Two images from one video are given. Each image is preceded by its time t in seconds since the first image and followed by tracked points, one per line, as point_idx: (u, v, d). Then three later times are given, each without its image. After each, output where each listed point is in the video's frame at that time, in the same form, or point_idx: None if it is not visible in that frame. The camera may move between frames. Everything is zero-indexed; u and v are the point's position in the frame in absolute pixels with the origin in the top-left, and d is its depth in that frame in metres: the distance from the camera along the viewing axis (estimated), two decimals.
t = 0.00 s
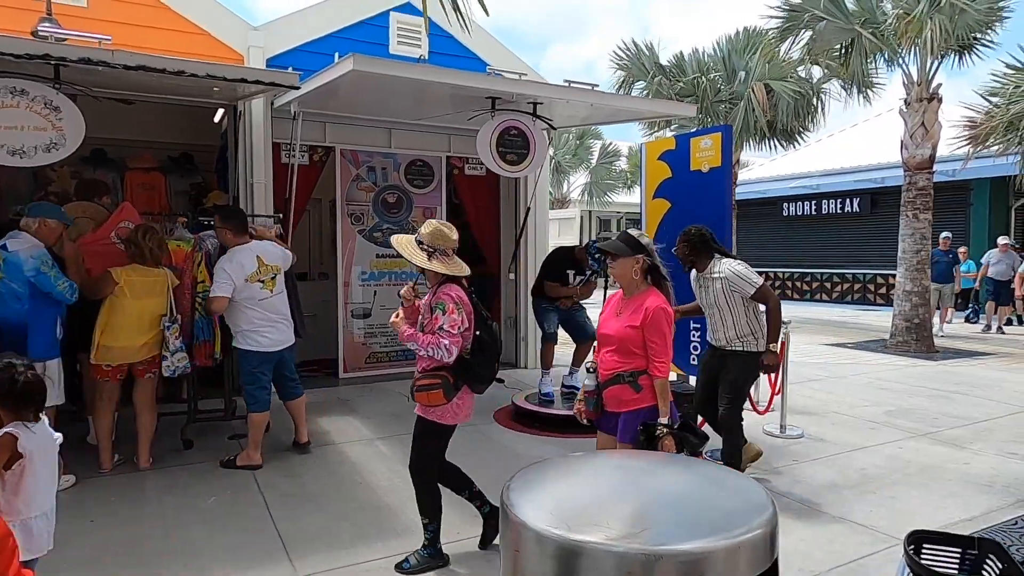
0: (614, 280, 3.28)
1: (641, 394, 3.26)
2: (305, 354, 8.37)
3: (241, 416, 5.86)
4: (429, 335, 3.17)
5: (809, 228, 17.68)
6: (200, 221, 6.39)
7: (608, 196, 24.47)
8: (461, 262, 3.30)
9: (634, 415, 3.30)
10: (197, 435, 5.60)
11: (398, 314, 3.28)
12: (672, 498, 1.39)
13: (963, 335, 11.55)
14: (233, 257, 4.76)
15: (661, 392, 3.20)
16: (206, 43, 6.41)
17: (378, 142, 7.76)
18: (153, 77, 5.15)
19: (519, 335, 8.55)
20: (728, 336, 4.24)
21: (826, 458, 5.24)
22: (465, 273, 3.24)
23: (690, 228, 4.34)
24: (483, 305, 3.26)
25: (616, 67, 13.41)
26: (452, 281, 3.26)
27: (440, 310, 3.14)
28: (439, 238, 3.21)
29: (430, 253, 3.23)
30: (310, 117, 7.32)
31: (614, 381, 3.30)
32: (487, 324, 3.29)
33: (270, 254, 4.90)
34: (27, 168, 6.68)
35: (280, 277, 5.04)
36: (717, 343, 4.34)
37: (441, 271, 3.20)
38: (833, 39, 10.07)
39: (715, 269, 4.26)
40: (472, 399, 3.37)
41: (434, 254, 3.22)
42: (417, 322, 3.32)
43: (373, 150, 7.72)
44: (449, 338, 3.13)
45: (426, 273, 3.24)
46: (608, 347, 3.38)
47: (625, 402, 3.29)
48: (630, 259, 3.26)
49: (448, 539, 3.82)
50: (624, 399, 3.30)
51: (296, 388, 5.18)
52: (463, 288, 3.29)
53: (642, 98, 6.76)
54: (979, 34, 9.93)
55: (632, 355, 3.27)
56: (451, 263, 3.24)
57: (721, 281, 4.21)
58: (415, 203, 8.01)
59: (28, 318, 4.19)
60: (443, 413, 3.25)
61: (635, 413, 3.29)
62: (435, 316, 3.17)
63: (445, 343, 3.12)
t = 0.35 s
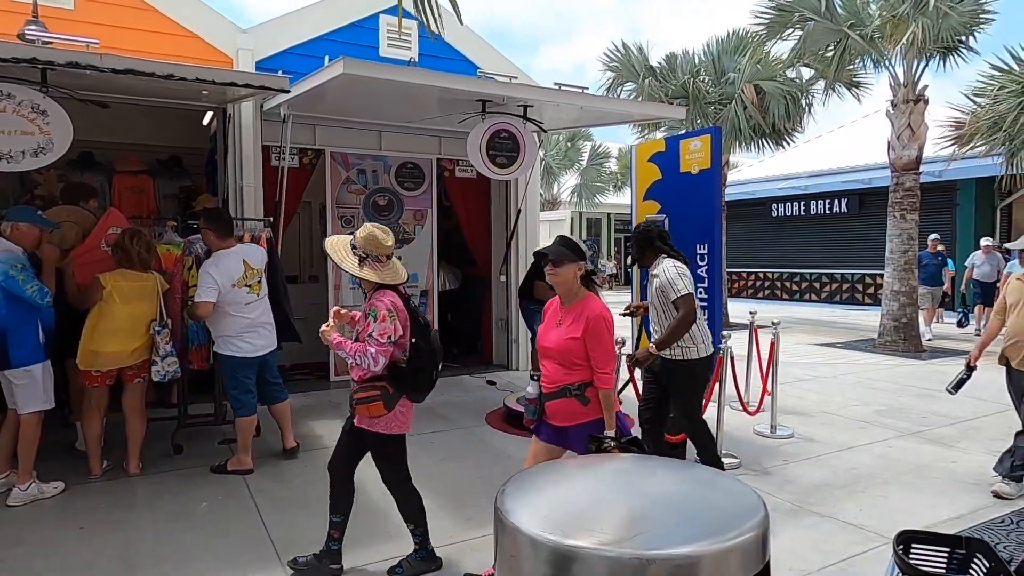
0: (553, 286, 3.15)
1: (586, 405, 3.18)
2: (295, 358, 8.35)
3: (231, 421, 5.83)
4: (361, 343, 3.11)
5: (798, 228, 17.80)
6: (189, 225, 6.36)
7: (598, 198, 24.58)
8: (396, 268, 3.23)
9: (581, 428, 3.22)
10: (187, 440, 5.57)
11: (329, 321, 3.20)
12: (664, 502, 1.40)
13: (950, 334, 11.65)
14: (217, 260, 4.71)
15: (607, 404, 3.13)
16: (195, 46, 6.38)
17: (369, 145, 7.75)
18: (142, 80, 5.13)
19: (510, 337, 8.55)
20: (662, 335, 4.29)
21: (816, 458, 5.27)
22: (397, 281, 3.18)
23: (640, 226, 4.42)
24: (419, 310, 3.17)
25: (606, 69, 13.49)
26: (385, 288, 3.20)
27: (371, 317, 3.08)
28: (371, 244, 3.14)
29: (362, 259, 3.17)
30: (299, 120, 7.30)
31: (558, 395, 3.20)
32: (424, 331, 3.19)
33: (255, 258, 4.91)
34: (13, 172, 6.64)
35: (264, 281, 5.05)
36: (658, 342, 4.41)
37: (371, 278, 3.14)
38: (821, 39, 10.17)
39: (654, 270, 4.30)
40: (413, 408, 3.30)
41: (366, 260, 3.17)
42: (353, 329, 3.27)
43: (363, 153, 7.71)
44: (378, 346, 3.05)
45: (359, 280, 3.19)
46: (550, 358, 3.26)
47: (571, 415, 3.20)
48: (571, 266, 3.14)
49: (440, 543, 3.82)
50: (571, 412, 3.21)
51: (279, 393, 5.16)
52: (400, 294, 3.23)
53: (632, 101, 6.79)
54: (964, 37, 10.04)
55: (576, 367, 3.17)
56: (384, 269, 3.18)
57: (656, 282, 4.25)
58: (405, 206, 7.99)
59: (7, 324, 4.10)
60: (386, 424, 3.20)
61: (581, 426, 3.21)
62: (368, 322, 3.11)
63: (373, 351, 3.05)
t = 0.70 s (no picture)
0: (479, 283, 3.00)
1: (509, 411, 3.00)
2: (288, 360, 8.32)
3: (223, 424, 5.80)
4: (296, 346, 3.02)
5: (789, 228, 17.89)
6: (179, 227, 6.34)
7: (589, 198, 24.65)
8: (324, 265, 3.21)
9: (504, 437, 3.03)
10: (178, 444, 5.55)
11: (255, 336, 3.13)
12: (657, 504, 1.41)
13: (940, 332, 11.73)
14: (210, 263, 4.69)
15: (529, 407, 2.95)
16: (185, 48, 6.36)
17: (361, 146, 7.74)
18: (131, 83, 5.10)
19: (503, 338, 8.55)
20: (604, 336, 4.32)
21: (808, 457, 5.30)
22: (325, 276, 3.15)
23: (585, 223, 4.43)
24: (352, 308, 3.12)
25: (598, 70, 13.54)
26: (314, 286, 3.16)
27: (308, 318, 3.00)
28: (295, 240, 3.12)
29: (287, 256, 3.15)
30: (291, 121, 7.28)
31: (481, 402, 3.03)
32: (358, 331, 3.17)
33: (249, 262, 4.88)
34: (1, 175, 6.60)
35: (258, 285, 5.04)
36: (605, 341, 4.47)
37: (295, 275, 3.10)
38: (809, 41, 10.24)
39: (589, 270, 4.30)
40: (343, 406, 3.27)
41: (291, 257, 3.14)
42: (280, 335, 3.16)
43: (355, 155, 7.69)
44: (317, 348, 2.98)
45: (288, 279, 3.15)
46: (474, 363, 3.09)
47: (494, 422, 3.02)
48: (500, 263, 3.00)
49: (435, 545, 3.82)
50: (493, 418, 3.03)
51: (270, 397, 5.13)
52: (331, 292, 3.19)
53: (623, 102, 6.81)
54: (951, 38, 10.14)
55: (499, 369, 3.01)
56: (310, 266, 3.16)
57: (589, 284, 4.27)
58: (397, 207, 7.98)
59: None
60: (315, 428, 3.14)
61: (505, 434, 3.02)
62: (304, 324, 3.02)
63: (312, 353, 2.98)
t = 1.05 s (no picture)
0: (407, 288, 2.84)
1: (424, 422, 2.85)
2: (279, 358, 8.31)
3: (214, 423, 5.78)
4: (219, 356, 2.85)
5: (778, 224, 18.00)
6: (168, 225, 6.30)
7: (580, 196, 24.72)
8: (251, 267, 3.00)
9: (417, 450, 2.86)
10: (168, 443, 5.51)
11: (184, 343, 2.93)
12: (645, 497, 1.42)
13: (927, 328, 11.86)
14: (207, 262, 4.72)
15: (448, 420, 2.80)
16: (172, 45, 6.31)
17: (351, 144, 7.72)
18: (118, 80, 5.06)
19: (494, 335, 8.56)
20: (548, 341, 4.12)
21: (797, 451, 5.35)
22: (254, 281, 2.95)
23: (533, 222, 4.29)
24: (283, 316, 2.94)
25: (588, 67, 13.58)
26: (239, 290, 2.94)
27: (231, 325, 2.81)
28: (220, 243, 2.92)
29: (210, 258, 2.94)
30: (280, 119, 7.25)
31: (397, 410, 2.88)
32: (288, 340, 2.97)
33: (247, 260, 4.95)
34: None
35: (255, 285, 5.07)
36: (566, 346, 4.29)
37: (219, 278, 2.89)
38: (797, 39, 10.31)
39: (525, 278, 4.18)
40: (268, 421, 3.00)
41: (214, 259, 2.94)
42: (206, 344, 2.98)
43: (345, 152, 7.67)
44: (242, 358, 2.81)
45: (213, 283, 2.94)
46: (392, 368, 2.94)
47: (408, 432, 2.86)
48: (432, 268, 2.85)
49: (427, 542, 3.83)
50: (406, 430, 2.87)
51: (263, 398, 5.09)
52: (259, 298, 2.99)
53: (613, 99, 6.82)
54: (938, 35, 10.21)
55: (417, 377, 2.86)
56: (235, 268, 2.94)
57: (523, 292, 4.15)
58: (387, 205, 7.97)
59: None
60: (233, 438, 2.89)
61: (418, 447, 2.86)
62: (227, 332, 2.84)
63: (236, 364, 2.81)
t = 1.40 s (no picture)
0: (315, 282, 2.71)
1: (332, 422, 2.70)
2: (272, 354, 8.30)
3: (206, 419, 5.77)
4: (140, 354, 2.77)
5: (770, 220, 18.08)
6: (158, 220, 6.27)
7: (572, 191, 24.75)
8: (180, 259, 2.96)
9: (327, 449, 2.73)
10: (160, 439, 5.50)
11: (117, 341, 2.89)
12: (635, 485, 1.44)
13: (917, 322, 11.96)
14: (218, 257, 4.74)
15: (353, 424, 2.60)
16: (163, 39, 6.26)
17: (343, 138, 7.69)
18: (108, 74, 5.02)
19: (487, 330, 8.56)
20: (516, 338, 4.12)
21: (789, 444, 5.39)
22: (180, 274, 2.90)
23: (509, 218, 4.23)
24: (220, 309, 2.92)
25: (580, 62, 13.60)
26: (167, 284, 2.89)
27: (150, 322, 2.73)
28: (143, 235, 2.87)
29: (135, 252, 2.89)
30: (272, 114, 7.21)
31: (304, 408, 2.73)
32: (220, 335, 2.91)
33: (253, 256, 4.93)
34: None
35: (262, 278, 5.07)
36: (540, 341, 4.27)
37: (145, 272, 2.85)
38: (790, 34, 10.35)
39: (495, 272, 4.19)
40: (213, 420, 2.94)
41: (139, 253, 2.88)
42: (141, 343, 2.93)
43: (338, 147, 7.65)
44: (159, 356, 2.72)
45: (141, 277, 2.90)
46: (302, 364, 2.79)
47: (315, 433, 2.71)
48: (340, 260, 2.71)
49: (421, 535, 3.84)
50: (314, 431, 2.72)
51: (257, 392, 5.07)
52: (188, 291, 2.93)
53: (606, 94, 6.82)
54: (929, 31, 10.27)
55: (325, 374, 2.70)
56: (162, 261, 2.90)
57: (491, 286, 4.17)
58: (380, 200, 7.95)
59: None
60: (175, 440, 2.84)
61: (327, 446, 2.72)
62: (147, 328, 2.76)
63: (153, 362, 2.72)
